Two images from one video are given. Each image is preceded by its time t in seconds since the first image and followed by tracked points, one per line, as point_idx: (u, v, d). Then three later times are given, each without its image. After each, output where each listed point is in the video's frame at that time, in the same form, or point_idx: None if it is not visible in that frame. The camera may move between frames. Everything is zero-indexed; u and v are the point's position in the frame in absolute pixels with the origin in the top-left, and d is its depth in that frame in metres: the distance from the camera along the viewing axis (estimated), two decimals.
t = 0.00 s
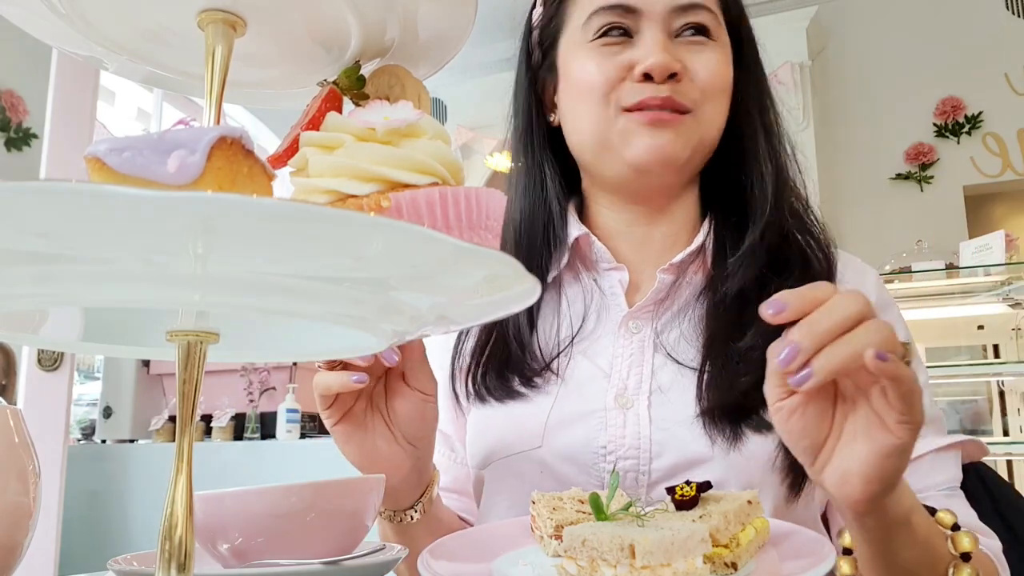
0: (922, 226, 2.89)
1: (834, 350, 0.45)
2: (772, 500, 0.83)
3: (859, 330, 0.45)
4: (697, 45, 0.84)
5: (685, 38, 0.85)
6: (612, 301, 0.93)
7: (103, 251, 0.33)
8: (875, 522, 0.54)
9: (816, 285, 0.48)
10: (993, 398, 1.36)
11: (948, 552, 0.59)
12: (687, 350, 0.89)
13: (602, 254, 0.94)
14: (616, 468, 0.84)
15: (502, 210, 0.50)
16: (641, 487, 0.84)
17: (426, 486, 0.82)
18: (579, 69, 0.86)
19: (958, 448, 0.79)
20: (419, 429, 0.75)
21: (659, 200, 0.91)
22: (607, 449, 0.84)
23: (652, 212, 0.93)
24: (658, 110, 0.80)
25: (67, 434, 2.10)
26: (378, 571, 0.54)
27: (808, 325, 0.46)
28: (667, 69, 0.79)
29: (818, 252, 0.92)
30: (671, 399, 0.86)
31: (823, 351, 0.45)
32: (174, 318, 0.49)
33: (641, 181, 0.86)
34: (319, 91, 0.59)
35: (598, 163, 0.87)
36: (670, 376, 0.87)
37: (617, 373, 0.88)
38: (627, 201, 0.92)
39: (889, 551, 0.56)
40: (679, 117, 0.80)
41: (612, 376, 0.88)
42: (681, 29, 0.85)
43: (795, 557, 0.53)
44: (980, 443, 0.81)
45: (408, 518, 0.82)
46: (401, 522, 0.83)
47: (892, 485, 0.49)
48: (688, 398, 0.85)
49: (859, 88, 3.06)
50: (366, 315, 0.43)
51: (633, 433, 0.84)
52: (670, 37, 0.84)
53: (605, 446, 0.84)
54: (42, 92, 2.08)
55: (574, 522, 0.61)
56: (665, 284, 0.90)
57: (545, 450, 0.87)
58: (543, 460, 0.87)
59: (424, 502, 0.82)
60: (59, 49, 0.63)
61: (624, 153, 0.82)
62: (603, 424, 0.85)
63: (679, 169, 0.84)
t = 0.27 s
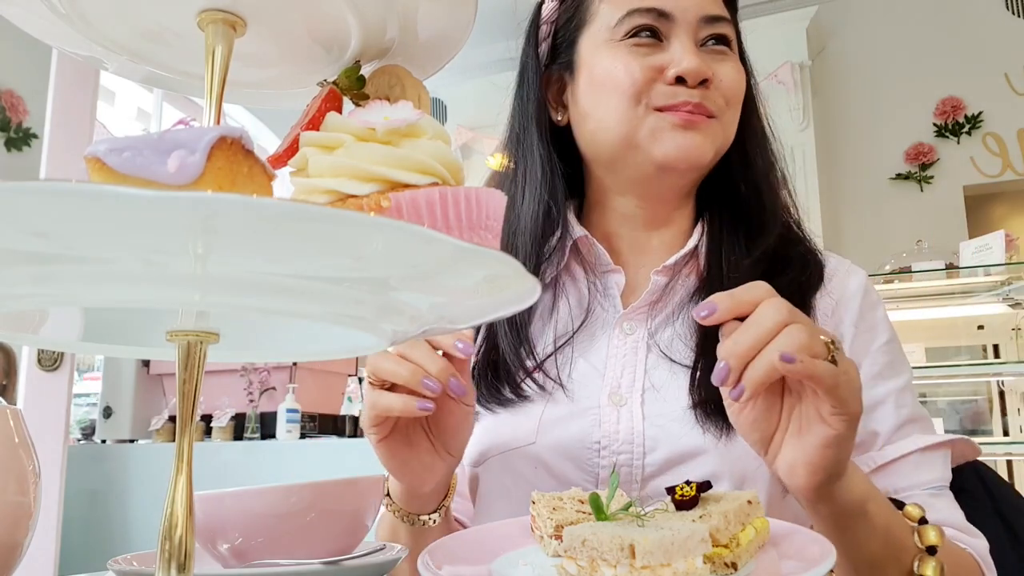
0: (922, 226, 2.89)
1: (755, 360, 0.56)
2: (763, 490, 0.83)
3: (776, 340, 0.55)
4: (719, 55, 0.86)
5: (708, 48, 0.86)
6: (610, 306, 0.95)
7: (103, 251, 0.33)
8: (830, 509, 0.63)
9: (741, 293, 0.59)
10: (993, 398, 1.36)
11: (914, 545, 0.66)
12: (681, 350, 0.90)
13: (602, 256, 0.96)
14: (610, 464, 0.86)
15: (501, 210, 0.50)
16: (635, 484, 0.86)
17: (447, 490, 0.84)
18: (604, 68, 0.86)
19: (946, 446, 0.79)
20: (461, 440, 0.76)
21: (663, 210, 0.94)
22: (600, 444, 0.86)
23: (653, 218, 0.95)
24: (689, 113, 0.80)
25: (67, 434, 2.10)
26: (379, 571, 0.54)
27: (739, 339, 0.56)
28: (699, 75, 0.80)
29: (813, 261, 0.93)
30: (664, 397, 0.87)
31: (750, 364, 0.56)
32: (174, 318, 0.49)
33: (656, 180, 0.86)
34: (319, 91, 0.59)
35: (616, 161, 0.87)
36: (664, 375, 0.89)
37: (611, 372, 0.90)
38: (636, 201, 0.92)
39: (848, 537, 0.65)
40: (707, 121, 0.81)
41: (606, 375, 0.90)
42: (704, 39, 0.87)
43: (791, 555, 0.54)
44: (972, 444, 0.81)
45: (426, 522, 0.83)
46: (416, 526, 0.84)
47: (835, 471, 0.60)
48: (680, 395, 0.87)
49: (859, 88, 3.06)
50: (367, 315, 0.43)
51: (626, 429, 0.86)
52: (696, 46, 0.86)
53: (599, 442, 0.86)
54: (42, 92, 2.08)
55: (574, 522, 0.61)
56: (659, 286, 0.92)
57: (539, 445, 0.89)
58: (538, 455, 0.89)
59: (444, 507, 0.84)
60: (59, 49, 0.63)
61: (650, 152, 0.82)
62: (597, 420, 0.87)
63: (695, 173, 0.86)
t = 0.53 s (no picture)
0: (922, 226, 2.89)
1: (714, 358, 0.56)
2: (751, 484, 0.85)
3: (729, 342, 0.55)
4: (722, 73, 0.86)
5: (713, 67, 0.86)
6: (604, 305, 0.96)
7: (103, 250, 0.33)
8: (798, 499, 0.64)
9: (703, 290, 0.59)
10: (993, 398, 1.36)
11: (889, 539, 0.66)
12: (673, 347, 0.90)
13: (597, 259, 0.97)
14: (599, 457, 0.86)
15: (501, 210, 0.50)
16: (625, 478, 0.86)
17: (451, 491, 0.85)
18: (606, 81, 0.86)
19: (936, 440, 0.79)
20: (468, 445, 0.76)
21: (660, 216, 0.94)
22: (590, 438, 0.86)
23: (652, 222, 0.94)
24: (683, 134, 0.80)
25: (68, 434, 2.10)
26: (379, 571, 0.54)
27: (695, 337, 0.56)
28: (698, 96, 0.80)
29: (807, 269, 0.92)
30: (654, 392, 0.87)
31: (708, 361, 0.56)
32: (174, 318, 0.49)
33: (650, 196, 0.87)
34: (319, 91, 0.59)
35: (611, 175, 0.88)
36: (653, 370, 0.88)
37: (603, 368, 0.90)
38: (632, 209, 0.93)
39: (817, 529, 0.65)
40: (701, 142, 0.81)
41: (598, 371, 0.90)
42: (709, 57, 0.86)
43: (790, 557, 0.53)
44: (963, 438, 0.81)
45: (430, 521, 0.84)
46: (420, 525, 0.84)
47: (798, 464, 0.60)
48: (670, 390, 0.87)
49: (859, 88, 3.06)
50: (367, 314, 0.43)
51: (616, 423, 0.86)
52: (700, 63, 0.85)
53: (588, 435, 0.86)
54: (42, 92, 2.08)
55: (574, 522, 0.61)
56: (649, 286, 0.92)
57: (530, 438, 0.89)
58: (529, 447, 0.89)
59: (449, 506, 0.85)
60: (59, 49, 0.63)
61: (639, 171, 0.83)
62: (587, 414, 0.87)
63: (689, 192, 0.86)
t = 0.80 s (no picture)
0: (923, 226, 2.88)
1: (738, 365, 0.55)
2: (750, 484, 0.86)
3: (750, 351, 0.55)
4: (664, 65, 0.84)
5: (652, 60, 0.84)
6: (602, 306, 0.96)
7: (103, 251, 0.33)
8: (816, 504, 0.64)
9: (723, 295, 0.59)
10: (993, 398, 1.36)
11: (903, 540, 0.66)
12: (671, 347, 0.90)
13: (591, 259, 0.97)
14: (599, 458, 0.86)
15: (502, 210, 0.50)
16: (625, 478, 0.86)
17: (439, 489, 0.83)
18: (551, 92, 0.87)
19: (938, 440, 0.80)
20: (454, 441, 0.75)
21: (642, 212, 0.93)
22: (590, 438, 0.86)
23: (635, 222, 0.95)
24: (620, 137, 0.81)
25: (67, 434, 2.10)
26: (379, 571, 0.54)
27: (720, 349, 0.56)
28: (630, 96, 0.80)
29: (805, 266, 0.92)
30: (652, 392, 0.88)
31: (731, 369, 0.56)
32: (174, 318, 0.49)
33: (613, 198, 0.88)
34: (319, 91, 0.59)
35: (574, 180, 0.89)
36: (652, 369, 0.89)
37: (602, 368, 0.90)
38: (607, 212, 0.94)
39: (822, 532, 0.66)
40: (642, 142, 0.81)
41: (598, 371, 0.90)
42: (650, 49, 0.85)
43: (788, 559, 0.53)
44: (964, 437, 0.82)
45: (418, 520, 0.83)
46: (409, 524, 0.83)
47: (819, 469, 0.60)
48: (669, 391, 0.87)
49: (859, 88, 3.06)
50: (367, 314, 0.43)
51: (616, 423, 0.86)
52: (639, 59, 0.84)
53: (588, 435, 0.86)
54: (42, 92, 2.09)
55: (574, 522, 0.61)
56: (649, 286, 0.92)
57: (530, 440, 0.89)
58: (528, 449, 0.89)
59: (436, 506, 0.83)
60: (59, 49, 0.63)
61: (591, 177, 0.84)
62: (587, 415, 0.87)
63: (648, 189, 0.86)
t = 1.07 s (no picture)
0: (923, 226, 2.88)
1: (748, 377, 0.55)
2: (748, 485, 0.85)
3: (756, 364, 0.55)
4: (639, 62, 0.84)
5: (627, 58, 0.85)
6: (599, 306, 0.96)
7: (103, 250, 0.33)
8: (824, 500, 0.63)
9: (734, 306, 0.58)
10: (993, 398, 1.36)
11: (908, 538, 0.66)
12: (669, 345, 0.91)
13: (589, 260, 0.97)
14: (599, 455, 0.86)
15: (501, 210, 0.50)
16: (624, 476, 0.86)
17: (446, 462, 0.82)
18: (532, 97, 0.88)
19: (937, 438, 0.80)
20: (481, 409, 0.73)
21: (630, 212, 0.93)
22: (589, 436, 0.86)
23: (627, 223, 0.95)
24: (599, 135, 0.81)
25: (67, 435, 2.10)
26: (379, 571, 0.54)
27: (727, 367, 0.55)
28: (605, 95, 0.80)
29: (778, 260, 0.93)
30: (650, 390, 0.88)
31: (743, 382, 0.56)
32: (174, 318, 0.49)
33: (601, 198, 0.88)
34: (319, 91, 0.59)
35: (562, 183, 0.89)
36: (650, 367, 0.89)
37: (600, 366, 0.90)
38: (597, 215, 0.94)
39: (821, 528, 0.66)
40: (621, 139, 0.81)
41: (596, 369, 0.90)
42: (623, 47, 0.85)
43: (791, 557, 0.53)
44: (963, 436, 0.82)
45: (423, 492, 0.81)
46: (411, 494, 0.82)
47: (828, 467, 0.60)
48: (666, 388, 0.87)
49: (859, 88, 3.06)
50: (367, 314, 0.43)
51: (615, 421, 0.86)
52: (612, 58, 0.85)
53: (587, 433, 0.86)
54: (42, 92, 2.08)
55: (574, 522, 0.61)
56: (646, 284, 0.93)
57: (529, 438, 0.89)
58: (528, 447, 0.89)
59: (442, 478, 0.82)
60: (59, 48, 0.63)
61: (576, 179, 0.85)
62: (586, 413, 0.87)
63: (635, 186, 0.86)
